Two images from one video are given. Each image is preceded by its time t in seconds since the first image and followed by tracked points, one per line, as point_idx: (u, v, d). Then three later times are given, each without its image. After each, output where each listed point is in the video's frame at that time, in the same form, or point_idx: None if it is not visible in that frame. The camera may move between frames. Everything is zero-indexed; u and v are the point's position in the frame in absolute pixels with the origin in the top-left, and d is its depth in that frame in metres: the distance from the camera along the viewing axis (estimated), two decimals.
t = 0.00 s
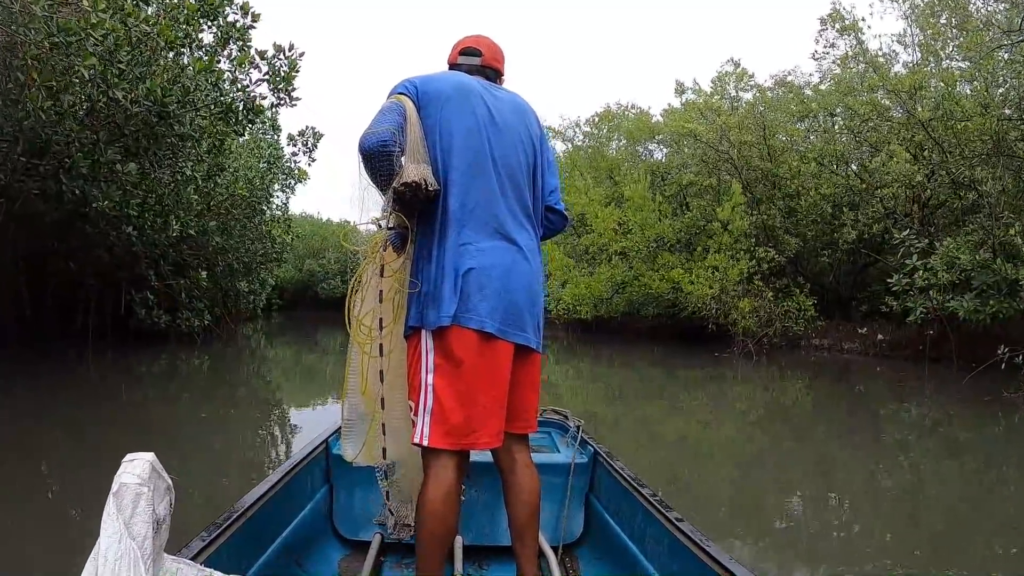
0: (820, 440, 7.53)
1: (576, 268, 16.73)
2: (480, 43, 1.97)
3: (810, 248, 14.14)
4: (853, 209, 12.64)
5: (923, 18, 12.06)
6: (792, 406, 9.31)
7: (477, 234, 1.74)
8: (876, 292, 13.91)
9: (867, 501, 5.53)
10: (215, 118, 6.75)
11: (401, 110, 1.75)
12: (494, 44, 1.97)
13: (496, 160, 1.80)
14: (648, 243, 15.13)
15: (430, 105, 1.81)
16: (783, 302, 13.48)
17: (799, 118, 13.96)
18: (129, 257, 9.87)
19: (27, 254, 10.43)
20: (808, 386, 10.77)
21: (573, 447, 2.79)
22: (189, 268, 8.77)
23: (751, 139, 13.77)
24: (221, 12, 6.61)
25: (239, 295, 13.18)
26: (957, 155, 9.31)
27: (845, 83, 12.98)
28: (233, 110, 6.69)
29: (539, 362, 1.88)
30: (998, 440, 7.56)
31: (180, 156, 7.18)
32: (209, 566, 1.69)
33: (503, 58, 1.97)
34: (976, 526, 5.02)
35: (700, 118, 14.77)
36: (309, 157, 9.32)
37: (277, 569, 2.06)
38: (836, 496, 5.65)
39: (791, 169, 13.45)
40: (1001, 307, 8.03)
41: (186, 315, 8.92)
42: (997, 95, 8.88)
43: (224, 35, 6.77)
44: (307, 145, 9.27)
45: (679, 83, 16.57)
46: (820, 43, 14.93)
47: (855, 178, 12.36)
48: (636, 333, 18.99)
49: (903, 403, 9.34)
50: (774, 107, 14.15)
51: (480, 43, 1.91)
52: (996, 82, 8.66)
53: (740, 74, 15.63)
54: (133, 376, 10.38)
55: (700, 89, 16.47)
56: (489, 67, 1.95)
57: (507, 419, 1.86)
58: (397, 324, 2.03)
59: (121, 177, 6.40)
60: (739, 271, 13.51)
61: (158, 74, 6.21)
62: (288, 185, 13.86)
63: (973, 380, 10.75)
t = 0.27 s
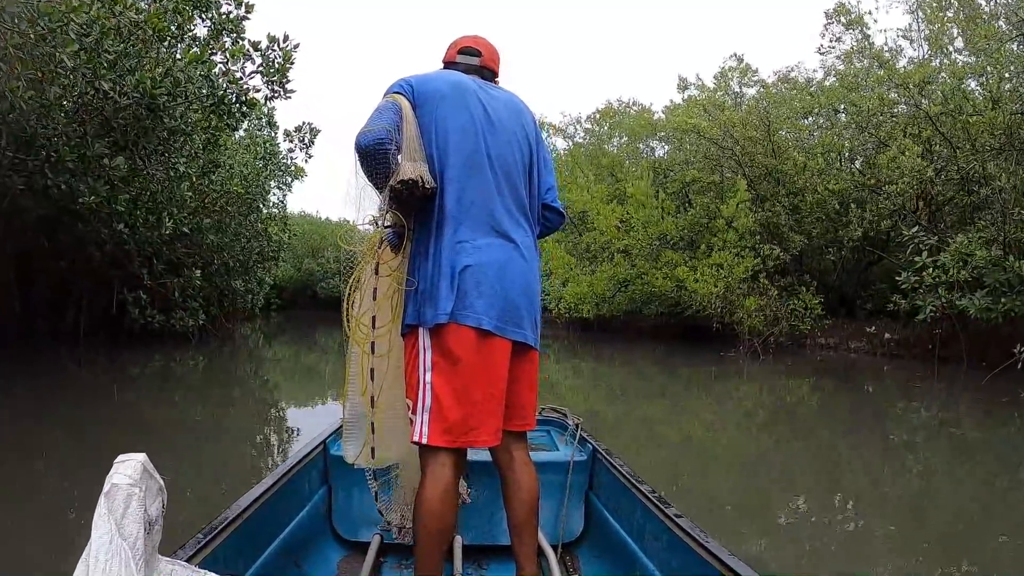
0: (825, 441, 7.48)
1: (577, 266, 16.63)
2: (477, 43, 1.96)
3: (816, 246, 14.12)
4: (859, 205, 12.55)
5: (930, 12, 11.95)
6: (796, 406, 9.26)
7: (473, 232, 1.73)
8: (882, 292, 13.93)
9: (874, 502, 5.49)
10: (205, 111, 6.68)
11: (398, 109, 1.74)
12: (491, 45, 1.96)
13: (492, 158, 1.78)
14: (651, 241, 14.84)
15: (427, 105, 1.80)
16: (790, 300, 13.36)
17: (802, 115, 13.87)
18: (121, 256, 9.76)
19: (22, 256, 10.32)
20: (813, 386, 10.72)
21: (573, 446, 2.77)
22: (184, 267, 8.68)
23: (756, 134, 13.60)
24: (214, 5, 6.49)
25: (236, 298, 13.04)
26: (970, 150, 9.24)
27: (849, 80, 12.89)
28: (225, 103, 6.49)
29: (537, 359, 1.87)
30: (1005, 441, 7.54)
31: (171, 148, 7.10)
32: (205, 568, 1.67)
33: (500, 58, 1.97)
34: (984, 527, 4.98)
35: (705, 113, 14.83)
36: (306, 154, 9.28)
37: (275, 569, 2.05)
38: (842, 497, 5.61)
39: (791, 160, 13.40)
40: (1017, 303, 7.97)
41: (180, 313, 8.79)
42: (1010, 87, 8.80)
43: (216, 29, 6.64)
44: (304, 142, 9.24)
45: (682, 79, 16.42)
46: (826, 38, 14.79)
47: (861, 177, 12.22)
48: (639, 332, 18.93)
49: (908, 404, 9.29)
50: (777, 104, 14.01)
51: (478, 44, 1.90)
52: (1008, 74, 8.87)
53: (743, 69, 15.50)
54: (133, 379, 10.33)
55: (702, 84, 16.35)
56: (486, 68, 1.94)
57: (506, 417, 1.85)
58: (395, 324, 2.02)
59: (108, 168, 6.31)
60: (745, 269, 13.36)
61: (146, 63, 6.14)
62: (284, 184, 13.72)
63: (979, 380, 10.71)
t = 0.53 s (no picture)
0: (833, 443, 7.44)
1: (581, 265, 16.54)
2: (478, 46, 1.96)
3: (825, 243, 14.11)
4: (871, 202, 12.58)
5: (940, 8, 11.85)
6: (803, 408, 9.21)
7: (479, 234, 1.73)
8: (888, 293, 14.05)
9: (884, 506, 5.45)
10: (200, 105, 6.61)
11: (401, 113, 1.74)
12: (492, 47, 1.96)
13: (496, 160, 1.78)
14: (657, 238, 14.57)
15: (430, 108, 1.79)
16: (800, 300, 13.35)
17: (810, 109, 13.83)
18: (116, 254, 9.67)
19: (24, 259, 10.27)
20: (820, 388, 10.66)
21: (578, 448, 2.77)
22: (188, 268, 8.65)
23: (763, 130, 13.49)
24: None
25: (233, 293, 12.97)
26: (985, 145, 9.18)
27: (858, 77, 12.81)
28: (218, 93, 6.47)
29: (543, 361, 1.87)
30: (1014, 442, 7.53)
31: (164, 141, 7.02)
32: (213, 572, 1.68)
33: (501, 61, 1.97)
34: (995, 530, 4.94)
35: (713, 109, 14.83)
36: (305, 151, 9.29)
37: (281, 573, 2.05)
38: (852, 500, 5.57)
39: (796, 159, 13.58)
40: None
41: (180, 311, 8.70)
42: None
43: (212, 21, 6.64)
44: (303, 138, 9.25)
45: (686, 74, 16.27)
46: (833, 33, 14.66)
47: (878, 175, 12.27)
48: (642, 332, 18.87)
49: (916, 406, 9.23)
50: (784, 96, 13.78)
51: (480, 45, 1.90)
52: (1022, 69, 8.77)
53: (749, 65, 15.37)
54: (137, 380, 10.30)
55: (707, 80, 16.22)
56: (489, 70, 1.94)
57: (512, 420, 1.85)
58: (400, 327, 2.02)
59: (98, 165, 6.23)
60: (751, 268, 13.12)
61: (140, 56, 6.07)
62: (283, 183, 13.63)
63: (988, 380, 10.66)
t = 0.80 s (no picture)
0: (840, 443, 7.40)
1: (585, 263, 16.45)
2: (481, 44, 1.96)
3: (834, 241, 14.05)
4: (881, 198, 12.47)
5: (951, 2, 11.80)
6: (809, 408, 9.17)
7: (483, 233, 1.74)
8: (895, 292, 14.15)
9: (892, 508, 5.42)
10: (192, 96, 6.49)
11: (405, 112, 1.75)
12: (495, 46, 1.97)
13: (500, 159, 1.79)
14: (662, 236, 14.44)
15: (434, 107, 1.80)
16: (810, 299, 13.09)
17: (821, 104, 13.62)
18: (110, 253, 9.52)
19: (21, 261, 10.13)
20: (827, 387, 10.61)
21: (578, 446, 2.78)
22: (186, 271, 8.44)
23: (772, 127, 13.36)
24: None
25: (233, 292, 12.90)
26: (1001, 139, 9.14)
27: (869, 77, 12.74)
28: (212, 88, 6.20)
29: (545, 360, 1.88)
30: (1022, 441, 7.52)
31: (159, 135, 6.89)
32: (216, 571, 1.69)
33: (504, 59, 1.98)
34: (1006, 532, 4.90)
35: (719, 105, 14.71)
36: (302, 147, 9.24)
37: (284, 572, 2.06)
38: (860, 502, 5.54)
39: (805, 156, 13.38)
40: None
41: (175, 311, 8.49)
42: None
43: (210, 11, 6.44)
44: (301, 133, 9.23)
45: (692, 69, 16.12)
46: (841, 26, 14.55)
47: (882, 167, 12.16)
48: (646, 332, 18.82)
49: (923, 405, 9.21)
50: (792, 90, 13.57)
51: (482, 44, 1.91)
52: None
53: (756, 61, 15.20)
54: (141, 380, 10.28)
55: (712, 76, 16.09)
56: (491, 69, 1.95)
57: (515, 418, 1.86)
58: (403, 325, 2.02)
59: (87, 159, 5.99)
60: (759, 266, 12.92)
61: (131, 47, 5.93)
62: (282, 180, 13.47)
63: (995, 379, 10.63)
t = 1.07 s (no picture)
0: (847, 442, 7.35)
1: (590, 260, 16.31)
2: (482, 41, 1.98)
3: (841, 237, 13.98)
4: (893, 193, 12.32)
5: None
6: (815, 407, 9.10)
7: (485, 230, 1.75)
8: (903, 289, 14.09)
9: (900, 508, 5.38)
10: (185, 83, 6.34)
11: (407, 110, 1.76)
12: (496, 42, 1.98)
13: (502, 157, 1.80)
14: (669, 231, 14.31)
15: (437, 105, 1.81)
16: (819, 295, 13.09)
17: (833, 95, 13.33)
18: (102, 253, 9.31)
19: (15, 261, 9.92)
20: (834, 386, 10.54)
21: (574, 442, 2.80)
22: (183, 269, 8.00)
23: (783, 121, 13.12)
24: None
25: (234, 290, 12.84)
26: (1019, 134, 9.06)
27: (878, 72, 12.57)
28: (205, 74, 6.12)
29: (545, 358, 1.90)
30: None
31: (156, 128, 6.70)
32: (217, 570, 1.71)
33: (505, 56, 1.99)
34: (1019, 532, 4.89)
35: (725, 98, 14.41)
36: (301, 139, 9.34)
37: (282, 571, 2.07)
38: (868, 502, 5.49)
39: (813, 153, 13.24)
40: None
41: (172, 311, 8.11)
42: None
43: None
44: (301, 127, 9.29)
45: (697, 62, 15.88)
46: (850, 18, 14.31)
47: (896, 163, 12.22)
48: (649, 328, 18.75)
49: (930, 403, 9.17)
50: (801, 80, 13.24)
51: (483, 41, 1.92)
52: None
53: (762, 53, 14.92)
54: (143, 379, 10.23)
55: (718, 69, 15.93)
56: (492, 65, 1.97)
57: (515, 414, 1.88)
58: (404, 323, 2.04)
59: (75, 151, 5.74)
60: (769, 263, 12.72)
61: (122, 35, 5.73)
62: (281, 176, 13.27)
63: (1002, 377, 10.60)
